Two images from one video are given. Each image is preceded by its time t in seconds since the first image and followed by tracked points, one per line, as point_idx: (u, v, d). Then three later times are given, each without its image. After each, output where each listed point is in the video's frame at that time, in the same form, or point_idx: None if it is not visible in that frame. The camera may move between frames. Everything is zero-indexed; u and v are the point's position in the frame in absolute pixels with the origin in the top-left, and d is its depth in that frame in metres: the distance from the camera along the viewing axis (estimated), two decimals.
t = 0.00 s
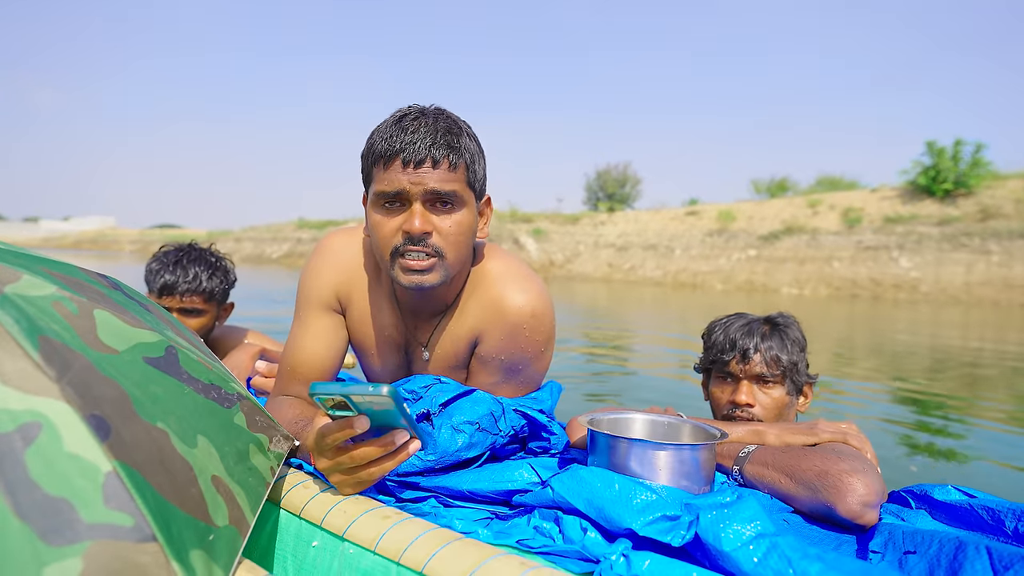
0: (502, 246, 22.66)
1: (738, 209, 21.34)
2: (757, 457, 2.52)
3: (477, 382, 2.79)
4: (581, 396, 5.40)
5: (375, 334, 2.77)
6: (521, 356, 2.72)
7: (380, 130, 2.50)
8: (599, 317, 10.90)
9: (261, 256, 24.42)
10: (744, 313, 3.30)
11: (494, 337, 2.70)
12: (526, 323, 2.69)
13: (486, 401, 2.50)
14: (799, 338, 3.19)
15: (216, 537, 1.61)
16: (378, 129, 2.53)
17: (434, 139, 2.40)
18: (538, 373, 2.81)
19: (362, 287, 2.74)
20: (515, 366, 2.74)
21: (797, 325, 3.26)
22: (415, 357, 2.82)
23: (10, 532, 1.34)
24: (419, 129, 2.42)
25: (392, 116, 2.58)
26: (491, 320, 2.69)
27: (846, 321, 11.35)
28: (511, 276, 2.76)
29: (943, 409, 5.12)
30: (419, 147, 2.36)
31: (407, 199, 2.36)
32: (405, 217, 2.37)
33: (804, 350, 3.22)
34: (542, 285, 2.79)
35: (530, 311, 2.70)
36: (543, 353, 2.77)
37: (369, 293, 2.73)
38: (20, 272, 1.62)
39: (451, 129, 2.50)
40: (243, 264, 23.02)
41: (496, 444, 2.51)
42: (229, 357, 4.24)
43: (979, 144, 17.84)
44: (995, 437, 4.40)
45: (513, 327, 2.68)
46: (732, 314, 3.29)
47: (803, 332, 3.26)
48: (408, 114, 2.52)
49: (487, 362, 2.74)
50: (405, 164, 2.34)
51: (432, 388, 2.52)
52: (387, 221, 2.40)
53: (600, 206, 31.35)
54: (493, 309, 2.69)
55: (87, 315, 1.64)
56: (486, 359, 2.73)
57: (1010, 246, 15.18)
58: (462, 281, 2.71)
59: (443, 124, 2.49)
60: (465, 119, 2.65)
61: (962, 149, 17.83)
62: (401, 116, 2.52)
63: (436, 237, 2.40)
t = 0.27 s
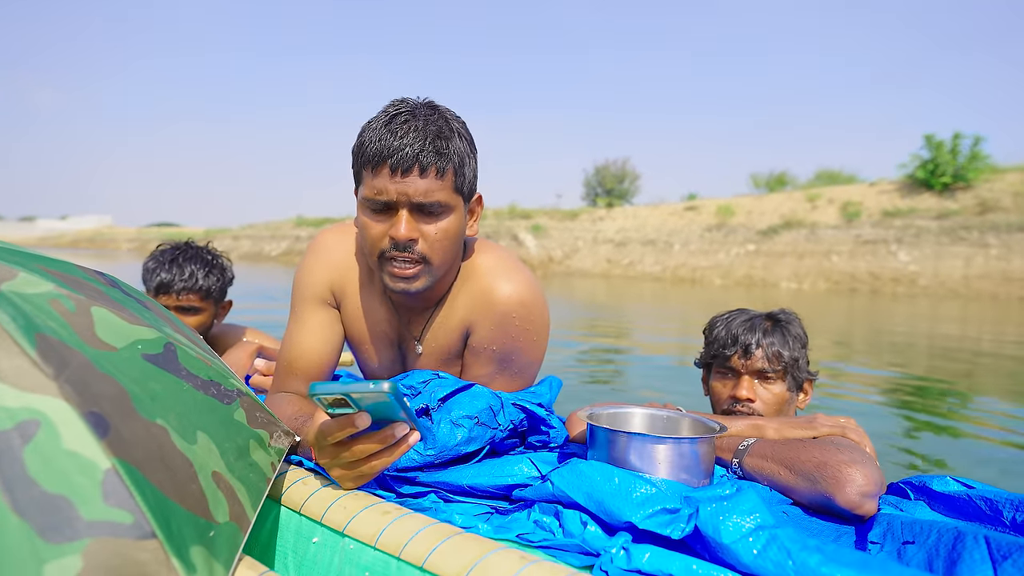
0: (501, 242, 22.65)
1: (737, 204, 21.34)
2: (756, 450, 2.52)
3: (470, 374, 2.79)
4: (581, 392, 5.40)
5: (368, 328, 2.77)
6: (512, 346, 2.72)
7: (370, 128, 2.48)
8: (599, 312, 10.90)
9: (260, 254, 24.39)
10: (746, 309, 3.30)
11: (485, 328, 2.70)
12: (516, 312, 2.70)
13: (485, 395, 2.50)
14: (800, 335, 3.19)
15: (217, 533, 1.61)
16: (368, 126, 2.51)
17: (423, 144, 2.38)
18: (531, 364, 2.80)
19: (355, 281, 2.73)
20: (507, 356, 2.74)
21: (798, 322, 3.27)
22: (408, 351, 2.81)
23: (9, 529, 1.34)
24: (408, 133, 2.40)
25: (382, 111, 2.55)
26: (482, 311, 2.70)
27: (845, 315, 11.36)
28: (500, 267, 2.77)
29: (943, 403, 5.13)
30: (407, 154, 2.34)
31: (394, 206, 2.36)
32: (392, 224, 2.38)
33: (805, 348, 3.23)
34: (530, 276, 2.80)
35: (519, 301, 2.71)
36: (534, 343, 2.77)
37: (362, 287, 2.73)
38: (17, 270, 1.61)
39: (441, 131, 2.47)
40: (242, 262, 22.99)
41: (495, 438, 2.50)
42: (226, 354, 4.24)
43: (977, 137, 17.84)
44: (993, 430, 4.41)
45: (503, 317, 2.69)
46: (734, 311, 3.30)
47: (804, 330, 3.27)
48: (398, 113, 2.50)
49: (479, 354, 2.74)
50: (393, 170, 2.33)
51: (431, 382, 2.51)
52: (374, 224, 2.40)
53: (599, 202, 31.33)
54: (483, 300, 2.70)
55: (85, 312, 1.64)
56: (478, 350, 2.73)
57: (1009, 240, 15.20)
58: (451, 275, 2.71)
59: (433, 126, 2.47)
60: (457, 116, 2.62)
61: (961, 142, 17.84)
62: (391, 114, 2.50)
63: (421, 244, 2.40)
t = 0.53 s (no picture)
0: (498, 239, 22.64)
1: (734, 199, 21.34)
2: (754, 443, 2.52)
3: (468, 370, 2.79)
4: (580, 388, 5.41)
5: (365, 326, 2.77)
6: (509, 341, 2.72)
7: (354, 131, 2.45)
8: (597, 309, 10.91)
9: (257, 254, 24.35)
10: (743, 301, 3.31)
11: (481, 323, 2.70)
12: (511, 307, 2.69)
13: (483, 390, 2.49)
14: (798, 326, 3.20)
15: (216, 530, 1.61)
16: (352, 128, 2.48)
17: (409, 148, 2.35)
18: (528, 359, 2.80)
19: (350, 278, 2.73)
20: (504, 351, 2.73)
21: (796, 314, 3.27)
22: (405, 348, 2.82)
23: (6, 527, 1.34)
24: (392, 137, 2.37)
25: (365, 111, 2.51)
26: (477, 306, 2.70)
27: (843, 310, 11.38)
28: (495, 262, 2.76)
29: (940, 396, 5.14)
30: (393, 159, 2.32)
31: (383, 213, 2.35)
32: (381, 230, 2.37)
33: (803, 339, 3.23)
34: (525, 271, 2.80)
35: (513, 296, 2.70)
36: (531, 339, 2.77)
37: (356, 284, 2.73)
38: (11, 268, 1.61)
39: (426, 131, 2.44)
40: (239, 262, 22.95)
41: (494, 433, 2.50)
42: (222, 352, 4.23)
43: (973, 131, 17.86)
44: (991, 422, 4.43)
45: (498, 312, 2.69)
46: (731, 303, 3.30)
47: (801, 321, 3.27)
48: (382, 114, 2.46)
49: (475, 349, 2.74)
50: (379, 177, 2.31)
51: (429, 377, 2.52)
52: (364, 231, 2.39)
53: (596, 198, 31.33)
54: (479, 295, 2.70)
55: (80, 310, 1.64)
56: (474, 346, 2.73)
57: (1005, 233, 15.23)
58: (446, 272, 2.71)
59: (417, 127, 2.44)
60: (441, 111, 2.59)
61: (957, 136, 17.86)
62: (374, 116, 2.47)
63: (413, 248, 2.40)
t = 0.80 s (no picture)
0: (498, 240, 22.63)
1: (733, 199, 21.35)
2: (754, 442, 2.52)
3: (469, 372, 2.79)
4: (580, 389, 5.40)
5: (366, 328, 2.77)
6: (510, 344, 2.72)
7: (357, 135, 2.45)
8: (596, 309, 10.91)
9: (256, 255, 24.33)
10: (743, 300, 3.29)
11: (482, 326, 2.70)
12: (513, 310, 2.69)
13: (483, 391, 2.49)
14: (798, 325, 3.20)
15: (216, 532, 1.61)
16: (355, 132, 2.47)
17: (413, 154, 2.35)
18: (529, 362, 2.80)
19: (351, 281, 2.73)
20: (505, 354, 2.73)
21: (796, 312, 3.27)
22: (406, 350, 2.82)
23: (6, 529, 1.34)
24: (396, 142, 2.37)
25: (368, 114, 2.51)
26: (479, 309, 2.69)
27: (842, 309, 11.39)
28: (497, 265, 2.76)
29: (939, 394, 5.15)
30: (397, 164, 2.31)
31: (386, 220, 2.35)
32: (385, 236, 2.36)
33: (803, 337, 3.23)
34: (527, 274, 2.80)
35: (516, 298, 2.70)
36: (532, 342, 2.77)
37: (358, 287, 2.73)
38: (9, 270, 1.61)
39: (430, 135, 2.44)
40: (238, 264, 22.93)
41: (493, 434, 2.50)
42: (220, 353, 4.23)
43: (972, 129, 17.88)
44: (990, 421, 4.43)
45: (500, 315, 2.69)
46: (731, 302, 3.29)
47: (801, 319, 3.27)
48: (385, 118, 2.46)
49: (477, 352, 2.74)
50: (383, 183, 2.31)
51: (429, 377, 2.50)
52: (367, 236, 2.39)
53: (595, 198, 31.34)
54: (480, 298, 2.70)
55: (79, 312, 1.64)
56: (476, 348, 2.73)
57: (1005, 231, 15.24)
58: (448, 274, 2.71)
59: (421, 131, 2.44)
60: (444, 114, 2.58)
61: (956, 134, 17.87)
62: (377, 120, 2.46)
63: (417, 254, 2.40)
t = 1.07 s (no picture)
0: (497, 239, 22.63)
1: (733, 197, 21.35)
2: (753, 441, 2.52)
3: (469, 371, 2.79)
4: (579, 388, 5.41)
5: (367, 328, 2.77)
6: (511, 343, 2.72)
7: (360, 135, 2.44)
8: (596, 308, 10.92)
9: (256, 255, 24.34)
10: (740, 298, 3.29)
11: (484, 325, 2.70)
12: (515, 309, 2.69)
13: (482, 389, 2.49)
14: (795, 323, 3.20)
15: (215, 530, 1.61)
16: (358, 132, 2.46)
17: (417, 156, 2.34)
18: (530, 361, 2.80)
19: (352, 280, 2.73)
20: (506, 353, 2.74)
21: (793, 311, 3.27)
22: (406, 349, 2.82)
23: (5, 528, 1.34)
24: (400, 143, 2.36)
25: (371, 114, 2.50)
26: (480, 309, 2.69)
27: (842, 307, 11.40)
28: (499, 265, 2.76)
29: (939, 392, 5.15)
30: (401, 166, 2.31)
31: (389, 221, 2.34)
32: (388, 238, 2.36)
33: (801, 336, 3.23)
34: (529, 273, 2.80)
35: (517, 298, 2.70)
36: (534, 341, 2.77)
37: (359, 286, 2.73)
38: (7, 269, 1.60)
39: (434, 137, 2.44)
40: (238, 263, 22.95)
41: (493, 432, 2.50)
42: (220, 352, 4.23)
43: (972, 127, 17.88)
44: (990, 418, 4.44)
45: (501, 315, 2.68)
46: (727, 301, 3.29)
47: (799, 317, 3.27)
48: (389, 119, 2.45)
49: (478, 351, 2.74)
50: (387, 185, 2.30)
51: (427, 377, 2.51)
52: (370, 238, 2.39)
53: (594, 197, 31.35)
54: (482, 297, 2.69)
55: (77, 311, 1.64)
56: (477, 347, 2.73)
57: (1004, 229, 15.24)
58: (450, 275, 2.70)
59: (424, 132, 2.43)
60: (448, 114, 2.58)
61: (956, 132, 17.87)
62: (381, 120, 2.46)
63: (419, 256, 2.40)
